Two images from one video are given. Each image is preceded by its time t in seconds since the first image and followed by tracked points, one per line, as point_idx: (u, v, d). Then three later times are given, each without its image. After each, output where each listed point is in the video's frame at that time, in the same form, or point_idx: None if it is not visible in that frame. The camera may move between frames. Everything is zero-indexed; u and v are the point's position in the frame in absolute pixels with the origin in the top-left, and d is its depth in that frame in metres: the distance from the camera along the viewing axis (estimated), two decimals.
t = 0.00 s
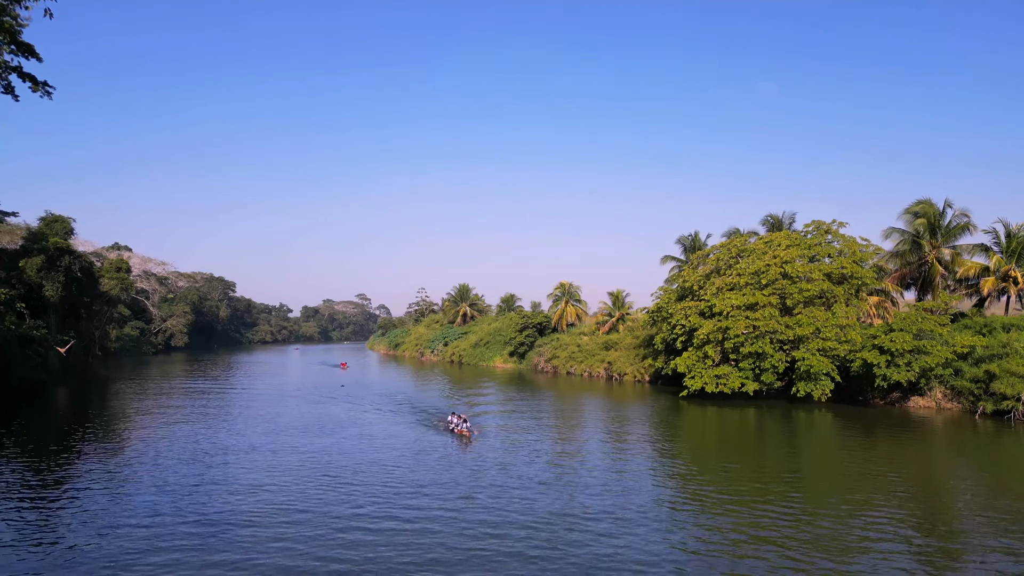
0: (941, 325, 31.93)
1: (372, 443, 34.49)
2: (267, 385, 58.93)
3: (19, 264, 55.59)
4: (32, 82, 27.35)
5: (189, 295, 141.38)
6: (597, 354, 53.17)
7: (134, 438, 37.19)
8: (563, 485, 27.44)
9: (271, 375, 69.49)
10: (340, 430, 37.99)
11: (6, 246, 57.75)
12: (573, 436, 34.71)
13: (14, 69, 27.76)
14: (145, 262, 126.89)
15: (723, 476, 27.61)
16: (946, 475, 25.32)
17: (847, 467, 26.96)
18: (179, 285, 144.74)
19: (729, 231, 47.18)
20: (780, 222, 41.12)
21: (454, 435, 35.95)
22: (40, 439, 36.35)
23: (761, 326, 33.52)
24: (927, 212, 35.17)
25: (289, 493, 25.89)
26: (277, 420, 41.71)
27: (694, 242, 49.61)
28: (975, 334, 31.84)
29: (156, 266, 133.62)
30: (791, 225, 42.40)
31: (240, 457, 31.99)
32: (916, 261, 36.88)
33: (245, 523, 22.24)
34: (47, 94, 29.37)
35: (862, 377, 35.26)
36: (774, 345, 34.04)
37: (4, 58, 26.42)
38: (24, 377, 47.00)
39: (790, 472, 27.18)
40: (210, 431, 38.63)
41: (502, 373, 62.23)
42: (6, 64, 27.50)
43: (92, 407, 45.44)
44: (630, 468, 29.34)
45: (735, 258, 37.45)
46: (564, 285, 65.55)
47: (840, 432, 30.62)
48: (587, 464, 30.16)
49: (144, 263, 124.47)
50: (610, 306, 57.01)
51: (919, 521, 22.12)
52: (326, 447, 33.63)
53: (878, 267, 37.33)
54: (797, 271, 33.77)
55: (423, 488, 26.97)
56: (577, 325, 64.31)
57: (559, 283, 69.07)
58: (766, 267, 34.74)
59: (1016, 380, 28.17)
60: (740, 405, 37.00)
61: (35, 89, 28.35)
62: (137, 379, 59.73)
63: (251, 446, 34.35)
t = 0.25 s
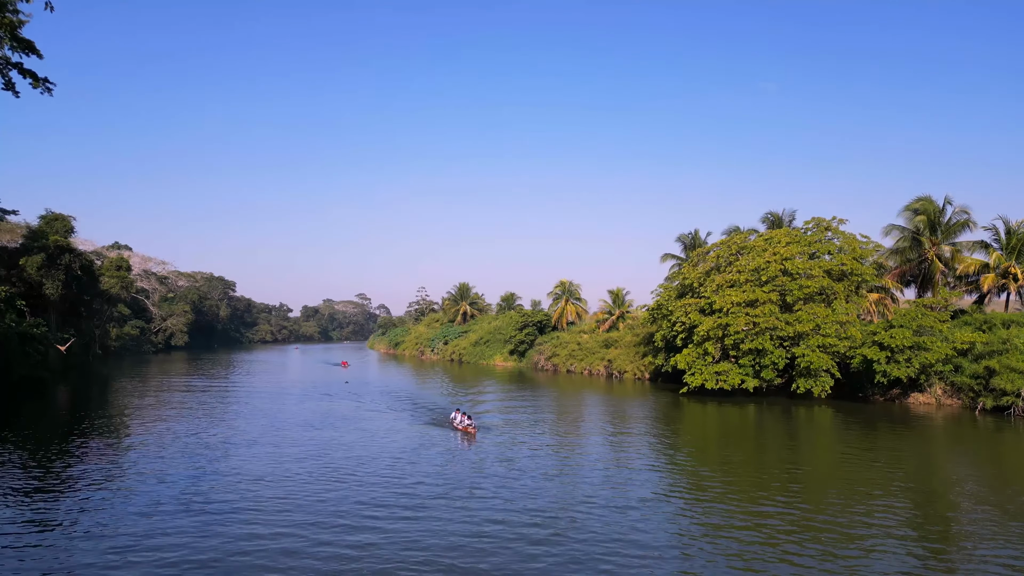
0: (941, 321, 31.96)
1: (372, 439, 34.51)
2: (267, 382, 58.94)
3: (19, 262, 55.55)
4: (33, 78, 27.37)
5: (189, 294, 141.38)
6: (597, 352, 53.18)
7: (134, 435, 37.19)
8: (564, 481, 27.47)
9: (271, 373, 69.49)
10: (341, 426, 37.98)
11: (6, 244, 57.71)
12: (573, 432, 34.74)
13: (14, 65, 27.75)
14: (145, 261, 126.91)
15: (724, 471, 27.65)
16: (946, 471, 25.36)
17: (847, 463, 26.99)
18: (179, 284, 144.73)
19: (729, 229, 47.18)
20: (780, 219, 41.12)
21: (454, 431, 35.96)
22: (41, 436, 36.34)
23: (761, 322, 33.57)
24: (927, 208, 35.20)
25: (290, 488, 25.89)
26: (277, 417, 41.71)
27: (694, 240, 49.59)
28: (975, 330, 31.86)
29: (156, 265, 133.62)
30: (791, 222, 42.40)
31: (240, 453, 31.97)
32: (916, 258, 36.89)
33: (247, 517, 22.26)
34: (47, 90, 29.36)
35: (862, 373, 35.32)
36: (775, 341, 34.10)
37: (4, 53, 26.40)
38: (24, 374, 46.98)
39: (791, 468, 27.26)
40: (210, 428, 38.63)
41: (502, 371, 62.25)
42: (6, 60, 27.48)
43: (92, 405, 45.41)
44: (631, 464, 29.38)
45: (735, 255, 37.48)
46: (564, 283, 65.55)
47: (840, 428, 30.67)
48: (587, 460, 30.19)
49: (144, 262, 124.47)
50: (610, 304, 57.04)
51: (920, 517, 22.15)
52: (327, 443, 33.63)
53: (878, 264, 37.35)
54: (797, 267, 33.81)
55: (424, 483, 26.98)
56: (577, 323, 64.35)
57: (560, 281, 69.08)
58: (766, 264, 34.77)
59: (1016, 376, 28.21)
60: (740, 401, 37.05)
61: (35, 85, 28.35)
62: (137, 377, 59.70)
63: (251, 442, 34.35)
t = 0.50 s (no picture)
0: (940, 318, 32.00)
1: (371, 436, 34.53)
2: (267, 381, 58.92)
3: (19, 261, 55.57)
4: (32, 76, 27.40)
5: (189, 294, 141.43)
6: (597, 350, 53.21)
7: (134, 433, 37.20)
8: (565, 478, 27.52)
9: (271, 372, 69.45)
10: (341, 424, 37.98)
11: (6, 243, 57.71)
12: (573, 429, 34.77)
13: (14, 63, 27.81)
14: (145, 261, 126.99)
15: (724, 468, 27.73)
16: (946, 467, 25.39)
17: (847, 460, 27.04)
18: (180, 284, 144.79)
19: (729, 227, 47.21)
20: (780, 217, 41.15)
21: (455, 429, 35.97)
22: (41, 434, 36.34)
23: (761, 320, 33.65)
24: (927, 206, 35.30)
25: (290, 484, 25.90)
26: (279, 415, 41.65)
27: (694, 239, 49.61)
28: (975, 327, 31.89)
29: (156, 264, 133.70)
30: (791, 220, 42.45)
31: (241, 450, 31.97)
32: (915, 256, 37.02)
33: (247, 512, 22.19)
34: (48, 88, 29.44)
35: (862, 370, 35.38)
36: (775, 339, 34.17)
37: (4, 50, 26.45)
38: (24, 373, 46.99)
39: (791, 464, 27.29)
40: (211, 426, 38.59)
41: (503, 369, 62.27)
42: (6, 58, 27.54)
43: (92, 403, 45.41)
44: (632, 461, 29.40)
45: (735, 253, 37.58)
46: (563, 282, 65.60)
47: (840, 425, 30.71)
48: (587, 457, 30.25)
49: (144, 262, 124.55)
50: (610, 303, 57.05)
51: (920, 513, 22.17)
52: (327, 441, 33.64)
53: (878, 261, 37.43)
54: (797, 265, 33.87)
55: (424, 479, 26.99)
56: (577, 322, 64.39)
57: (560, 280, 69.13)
58: (766, 261, 34.83)
59: (1017, 373, 28.24)
60: (740, 398, 37.09)
61: (35, 82, 28.42)
62: (137, 376, 59.72)
63: (252, 439, 34.35)
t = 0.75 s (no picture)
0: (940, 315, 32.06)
1: (371, 434, 34.55)
2: (266, 379, 58.90)
3: (19, 259, 55.58)
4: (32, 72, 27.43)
5: (189, 293, 141.41)
6: (597, 348, 53.25)
7: (134, 430, 37.19)
8: (565, 474, 27.55)
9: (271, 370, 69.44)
10: (340, 422, 37.98)
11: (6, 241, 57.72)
12: (573, 426, 34.83)
13: (14, 59, 27.84)
14: (145, 260, 126.92)
15: (724, 464, 27.81)
16: (946, 463, 25.46)
17: (847, 456, 27.12)
18: (179, 283, 144.66)
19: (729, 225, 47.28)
20: (780, 215, 41.22)
21: (455, 427, 36.02)
22: (42, 431, 36.33)
23: (761, 317, 33.71)
24: (927, 203, 35.47)
25: (290, 480, 25.92)
26: (278, 413, 41.65)
27: (694, 237, 49.65)
28: (975, 324, 31.96)
29: (156, 263, 133.70)
30: (790, 218, 42.53)
31: (241, 447, 32.00)
32: (915, 253, 37.19)
33: (246, 508, 22.13)
34: (48, 85, 29.46)
35: (862, 368, 35.45)
36: (774, 336, 34.24)
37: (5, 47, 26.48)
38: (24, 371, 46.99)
39: (791, 461, 27.32)
40: (210, 423, 38.57)
41: (502, 368, 62.31)
42: (6, 54, 27.56)
43: (92, 401, 45.42)
44: (632, 458, 29.45)
45: (734, 250, 37.64)
46: (563, 280, 65.66)
47: (840, 421, 30.79)
48: (587, 453, 30.30)
49: (144, 261, 124.53)
50: (609, 301, 57.09)
51: (919, 509, 22.24)
52: (327, 438, 33.66)
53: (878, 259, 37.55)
54: (797, 262, 33.93)
55: (425, 476, 27.01)
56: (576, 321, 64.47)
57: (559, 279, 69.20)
58: (765, 259, 34.89)
59: (1016, 369, 28.31)
60: (740, 396, 37.14)
61: (35, 79, 28.44)
62: (137, 374, 59.71)
63: (252, 437, 34.36)
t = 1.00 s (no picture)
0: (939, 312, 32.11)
1: (371, 431, 34.56)
2: (266, 377, 58.87)
3: (19, 258, 55.56)
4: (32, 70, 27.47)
5: (189, 293, 141.44)
6: (597, 347, 53.28)
7: (134, 426, 37.16)
8: (565, 471, 27.59)
9: (270, 369, 69.42)
10: (340, 419, 37.97)
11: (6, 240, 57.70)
12: (573, 423, 34.86)
13: (14, 57, 27.84)
14: (145, 260, 126.95)
15: (723, 461, 27.86)
16: (945, 459, 25.53)
17: (846, 452, 27.18)
18: (179, 283, 144.61)
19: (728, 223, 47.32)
20: (780, 213, 41.25)
21: (455, 424, 36.01)
22: (41, 428, 36.29)
23: (760, 314, 33.76)
24: (927, 201, 35.57)
25: (291, 475, 25.91)
26: (278, 411, 41.62)
27: (693, 236, 49.66)
28: (974, 321, 32.03)
29: (156, 263, 133.69)
30: (790, 216, 42.59)
31: (241, 443, 31.98)
32: (915, 250, 37.29)
33: (244, 502, 22.09)
34: (47, 82, 29.49)
35: (861, 365, 35.50)
36: (774, 333, 34.28)
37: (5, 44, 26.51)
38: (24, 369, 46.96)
39: (790, 456, 27.37)
40: (210, 421, 38.54)
41: (502, 366, 62.34)
42: (6, 51, 27.60)
43: (91, 399, 45.38)
44: (632, 454, 29.48)
45: (734, 248, 37.69)
46: (563, 279, 65.69)
47: (839, 418, 30.83)
48: (587, 450, 30.34)
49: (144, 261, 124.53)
50: (609, 300, 57.11)
51: (918, 504, 22.30)
52: (327, 435, 33.66)
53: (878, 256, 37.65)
54: (796, 259, 33.98)
55: (425, 471, 27.01)
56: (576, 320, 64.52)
57: (559, 278, 69.24)
58: (765, 256, 34.95)
59: (1015, 365, 28.37)
60: (739, 393, 37.17)
61: (35, 76, 28.47)
62: (137, 372, 59.68)
63: (251, 433, 34.34)
